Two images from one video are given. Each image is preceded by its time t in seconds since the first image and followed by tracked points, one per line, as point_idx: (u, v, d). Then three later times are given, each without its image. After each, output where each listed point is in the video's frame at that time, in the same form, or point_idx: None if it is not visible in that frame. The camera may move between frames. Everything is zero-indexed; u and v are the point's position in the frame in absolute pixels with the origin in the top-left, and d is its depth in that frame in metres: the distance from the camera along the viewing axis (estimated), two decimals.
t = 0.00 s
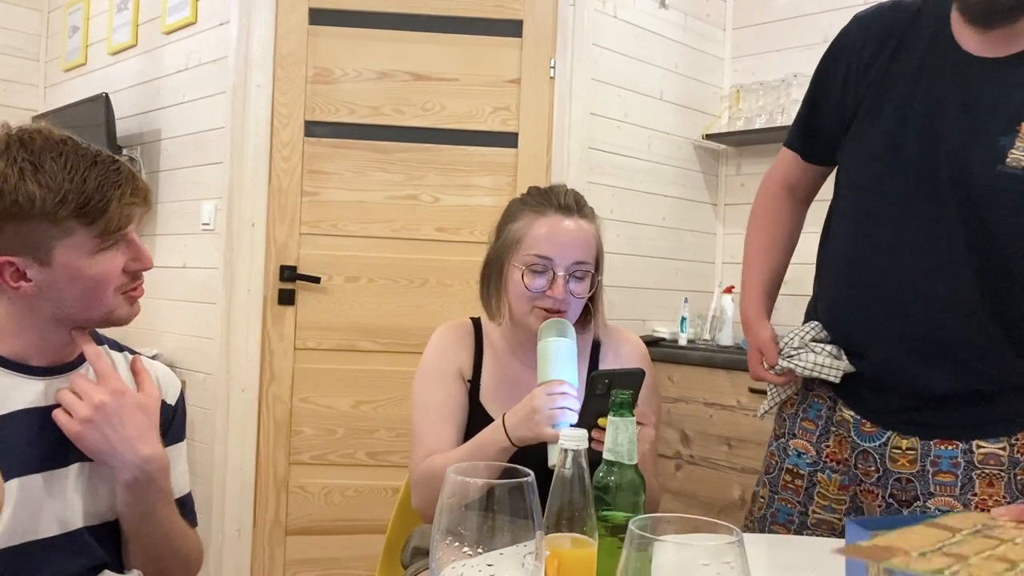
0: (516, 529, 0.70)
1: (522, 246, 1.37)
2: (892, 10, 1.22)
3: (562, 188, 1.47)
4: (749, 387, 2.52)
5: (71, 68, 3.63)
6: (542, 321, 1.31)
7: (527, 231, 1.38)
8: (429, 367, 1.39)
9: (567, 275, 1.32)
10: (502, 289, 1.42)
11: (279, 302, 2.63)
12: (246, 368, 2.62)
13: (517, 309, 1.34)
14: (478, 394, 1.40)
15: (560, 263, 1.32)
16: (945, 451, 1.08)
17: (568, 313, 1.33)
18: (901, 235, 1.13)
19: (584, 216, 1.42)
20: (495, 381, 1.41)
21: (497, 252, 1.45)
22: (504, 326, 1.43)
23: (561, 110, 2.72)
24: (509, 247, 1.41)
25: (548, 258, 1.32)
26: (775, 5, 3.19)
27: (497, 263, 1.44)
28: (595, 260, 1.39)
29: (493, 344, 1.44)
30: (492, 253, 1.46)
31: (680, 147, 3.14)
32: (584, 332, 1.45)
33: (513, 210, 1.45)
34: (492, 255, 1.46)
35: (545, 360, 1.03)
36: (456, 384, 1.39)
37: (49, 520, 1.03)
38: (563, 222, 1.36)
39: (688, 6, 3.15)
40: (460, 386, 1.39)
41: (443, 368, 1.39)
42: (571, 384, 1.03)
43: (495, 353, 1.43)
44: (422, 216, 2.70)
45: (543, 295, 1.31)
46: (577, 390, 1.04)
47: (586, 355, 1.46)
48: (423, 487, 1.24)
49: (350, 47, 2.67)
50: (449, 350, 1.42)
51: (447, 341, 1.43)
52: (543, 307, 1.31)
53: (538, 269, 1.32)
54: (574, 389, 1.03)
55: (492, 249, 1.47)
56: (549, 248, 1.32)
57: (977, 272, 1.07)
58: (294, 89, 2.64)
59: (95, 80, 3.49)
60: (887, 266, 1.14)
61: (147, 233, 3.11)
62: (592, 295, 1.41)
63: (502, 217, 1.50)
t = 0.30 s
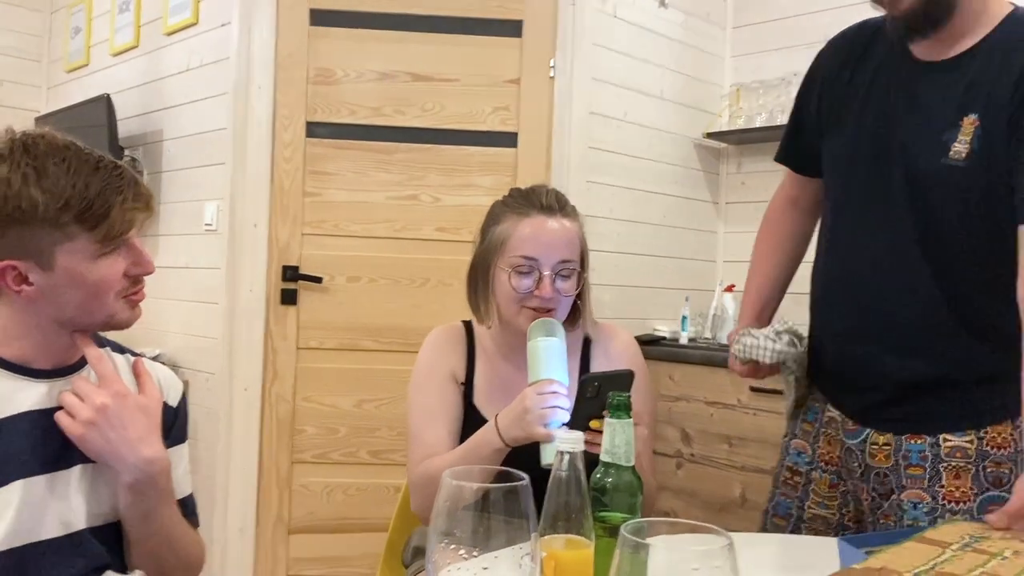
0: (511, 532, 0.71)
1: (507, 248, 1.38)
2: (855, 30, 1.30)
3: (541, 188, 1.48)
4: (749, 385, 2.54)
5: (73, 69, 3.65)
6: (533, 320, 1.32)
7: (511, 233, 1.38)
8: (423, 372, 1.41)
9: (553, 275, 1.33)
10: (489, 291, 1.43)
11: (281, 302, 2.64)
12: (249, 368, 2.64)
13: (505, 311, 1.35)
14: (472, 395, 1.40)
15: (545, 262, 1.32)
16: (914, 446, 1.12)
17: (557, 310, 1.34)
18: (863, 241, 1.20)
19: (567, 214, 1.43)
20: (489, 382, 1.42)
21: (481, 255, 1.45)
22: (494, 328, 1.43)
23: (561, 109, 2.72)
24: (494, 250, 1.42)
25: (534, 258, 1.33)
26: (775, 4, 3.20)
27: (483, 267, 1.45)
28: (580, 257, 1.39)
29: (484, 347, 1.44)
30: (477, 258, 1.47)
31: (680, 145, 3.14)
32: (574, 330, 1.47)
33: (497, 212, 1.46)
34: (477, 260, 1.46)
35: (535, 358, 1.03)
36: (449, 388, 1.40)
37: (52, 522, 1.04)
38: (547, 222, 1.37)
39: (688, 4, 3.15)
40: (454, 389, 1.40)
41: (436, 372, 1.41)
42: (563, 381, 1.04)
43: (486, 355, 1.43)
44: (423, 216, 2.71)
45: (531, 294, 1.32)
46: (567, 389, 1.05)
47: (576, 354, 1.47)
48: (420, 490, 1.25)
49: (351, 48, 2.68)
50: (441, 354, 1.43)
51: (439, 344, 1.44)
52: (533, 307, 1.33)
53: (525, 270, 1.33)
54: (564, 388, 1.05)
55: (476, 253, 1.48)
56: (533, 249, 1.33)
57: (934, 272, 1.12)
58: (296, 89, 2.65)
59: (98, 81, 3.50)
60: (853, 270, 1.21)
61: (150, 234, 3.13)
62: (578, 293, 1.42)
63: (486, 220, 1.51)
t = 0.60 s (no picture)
0: (528, 511, 0.69)
1: (499, 227, 1.37)
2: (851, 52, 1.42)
3: (531, 165, 1.46)
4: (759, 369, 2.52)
5: (78, 50, 3.62)
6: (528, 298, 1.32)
7: (502, 212, 1.37)
8: (422, 356, 1.39)
9: (547, 251, 1.33)
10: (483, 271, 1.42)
11: (287, 285, 2.63)
12: (255, 351, 2.62)
13: (499, 290, 1.35)
14: (475, 376, 1.38)
15: (538, 240, 1.33)
16: (886, 417, 1.21)
17: (554, 287, 1.34)
18: (847, 226, 1.28)
19: (558, 189, 1.41)
20: (490, 363, 1.39)
21: (475, 235, 1.44)
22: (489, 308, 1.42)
23: (570, 90, 2.69)
24: (485, 229, 1.41)
25: (527, 236, 1.32)
26: None
27: (476, 247, 1.43)
28: (574, 233, 1.39)
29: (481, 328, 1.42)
30: (470, 238, 1.45)
31: (690, 128, 3.11)
32: (573, 308, 1.44)
33: (487, 192, 1.45)
34: (471, 240, 1.45)
35: (534, 337, 0.99)
36: (451, 370, 1.38)
37: (58, 500, 1.03)
38: (539, 199, 1.36)
39: None
40: (456, 371, 1.38)
41: (437, 355, 1.39)
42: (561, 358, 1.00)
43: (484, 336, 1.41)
44: (431, 198, 2.68)
45: (526, 272, 1.32)
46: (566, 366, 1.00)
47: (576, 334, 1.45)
48: (423, 473, 1.23)
49: (357, 27, 2.64)
50: (439, 337, 1.41)
51: (440, 327, 1.43)
52: (528, 285, 1.32)
53: (518, 248, 1.32)
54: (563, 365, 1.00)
55: (470, 234, 1.46)
56: (524, 226, 1.33)
57: (908, 250, 1.20)
58: (301, 70, 2.62)
59: (102, 62, 3.47)
60: (838, 254, 1.29)
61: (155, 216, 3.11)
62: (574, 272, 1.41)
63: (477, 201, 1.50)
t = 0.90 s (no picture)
0: (545, 492, 0.69)
1: (509, 215, 1.37)
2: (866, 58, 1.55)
3: (549, 154, 1.45)
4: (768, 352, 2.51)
5: (83, 30, 3.60)
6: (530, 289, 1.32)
7: (514, 200, 1.37)
8: (428, 341, 1.37)
9: (555, 244, 1.33)
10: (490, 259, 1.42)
11: (295, 266, 2.62)
12: (263, 332, 2.62)
13: (503, 278, 1.34)
14: (478, 364, 1.37)
15: (547, 232, 1.33)
16: (844, 381, 1.30)
17: (559, 280, 1.33)
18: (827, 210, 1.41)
19: (572, 182, 1.40)
20: (493, 352, 1.37)
21: (485, 221, 1.44)
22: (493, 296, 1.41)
23: (579, 70, 2.67)
24: (496, 216, 1.40)
25: (535, 227, 1.33)
26: None
27: (485, 234, 1.43)
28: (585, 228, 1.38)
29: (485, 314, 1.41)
30: (481, 223, 1.45)
31: (699, 108, 3.08)
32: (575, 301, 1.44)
33: (501, 180, 1.44)
34: (481, 225, 1.45)
35: (534, 328, 1.01)
36: (456, 357, 1.36)
37: (70, 480, 1.03)
38: (552, 189, 1.35)
39: None
40: (460, 358, 1.36)
41: (442, 341, 1.37)
42: (561, 350, 1.03)
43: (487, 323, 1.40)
44: (439, 179, 2.67)
45: (531, 263, 1.32)
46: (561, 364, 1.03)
47: (577, 325, 1.43)
48: (426, 461, 1.22)
49: (365, 7, 2.62)
50: (444, 323, 1.39)
51: (444, 313, 1.41)
52: (532, 275, 1.32)
53: (525, 238, 1.32)
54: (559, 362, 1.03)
55: (481, 219, 1.45)
56: (535, 216, 1.33)
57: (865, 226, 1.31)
58: (308, 49, 2.60)
59: (108, 42, 3.46)
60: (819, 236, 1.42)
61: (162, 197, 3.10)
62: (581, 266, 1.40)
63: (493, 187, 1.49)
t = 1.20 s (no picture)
0: (540, 482, 0.66)
1: (518, 208, 1.31)
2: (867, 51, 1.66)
3: (563, 144, 1.38)
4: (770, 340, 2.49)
5: (79, 13, 3.56)
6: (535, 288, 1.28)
7: (524, 192, 1.31)
8: (428, 330, 1.34)
9: (564, 243, 1.28)
10: (496, 250, 1.37)
11: (293, 253, 2.60)
12: (260, 319, 2.60)
13: (508, 272, 1.31)
14: (479, 355, 1.34)
15: (557, 229, 1.28)
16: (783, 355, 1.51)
17: (566, 279, 1.30)
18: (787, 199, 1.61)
19: (587, 176, 1.34)
20: (495, 344, 1.35)
21: (493, 209, 1.38)
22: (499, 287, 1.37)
23: (580, 54, 2.63)
24: (505, 206, 1.34)
25: (544, 224, 1.27)
26: None
27: (493, 223, 1.37)
28: (597, 225, 1.33)
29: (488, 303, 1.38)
30: (488, 210, 1.39)
31: (701, 94, 3.04)
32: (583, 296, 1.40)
33: (512, 166, 1.37)
34: (488, 212, 1.39)
35: (532, 331, 0.99)
36: (457, 348, 1.33)
37: (59, 468, 1.01)
38: (564, 184, 1.29)
39: None
40: (461, 348, 1.34)
41: (443, 330, 1.34)
42: (557, 357, 0.99)
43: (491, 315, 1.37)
44: (438, 165, 2.64)
45: (538, 261, 1.27)
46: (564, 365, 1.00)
47: (582, 321, 1.40)
48: (424, 453, 1.20)
49: None
50: (446, 311, 1.36)
51: (446, 300, 1.37)
52: (538, 274, 1.28)
53: (534, 235, 1.27)
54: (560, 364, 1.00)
55: (489, 206, 1.40)
56: (543, 213, 1.27)
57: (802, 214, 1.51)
58: (305, 33, 2.56)
59: (104, 26, 3.42)
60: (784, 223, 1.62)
61: (158, 183, 3.07)
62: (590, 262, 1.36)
63: (501, 171, 1.43)
